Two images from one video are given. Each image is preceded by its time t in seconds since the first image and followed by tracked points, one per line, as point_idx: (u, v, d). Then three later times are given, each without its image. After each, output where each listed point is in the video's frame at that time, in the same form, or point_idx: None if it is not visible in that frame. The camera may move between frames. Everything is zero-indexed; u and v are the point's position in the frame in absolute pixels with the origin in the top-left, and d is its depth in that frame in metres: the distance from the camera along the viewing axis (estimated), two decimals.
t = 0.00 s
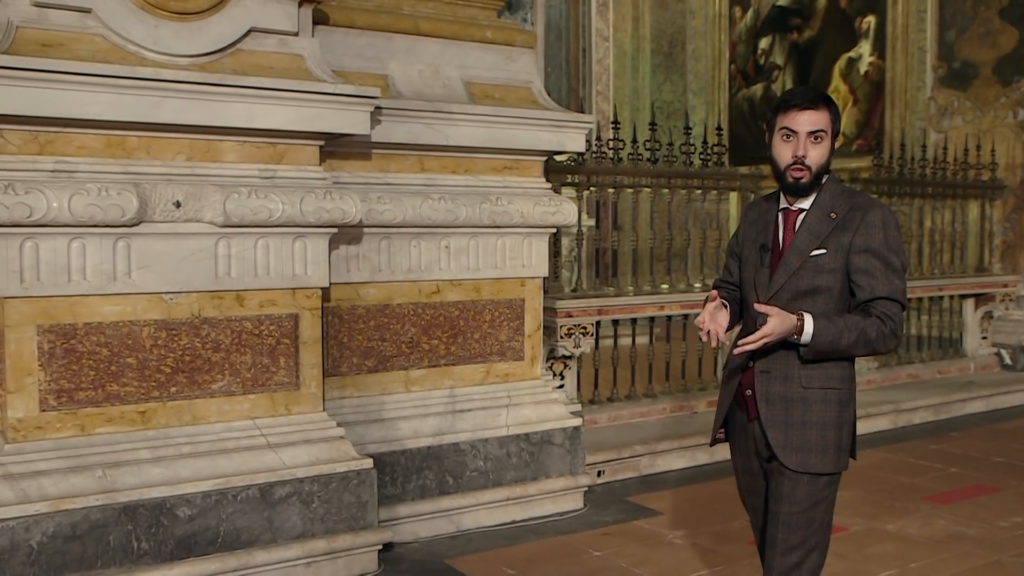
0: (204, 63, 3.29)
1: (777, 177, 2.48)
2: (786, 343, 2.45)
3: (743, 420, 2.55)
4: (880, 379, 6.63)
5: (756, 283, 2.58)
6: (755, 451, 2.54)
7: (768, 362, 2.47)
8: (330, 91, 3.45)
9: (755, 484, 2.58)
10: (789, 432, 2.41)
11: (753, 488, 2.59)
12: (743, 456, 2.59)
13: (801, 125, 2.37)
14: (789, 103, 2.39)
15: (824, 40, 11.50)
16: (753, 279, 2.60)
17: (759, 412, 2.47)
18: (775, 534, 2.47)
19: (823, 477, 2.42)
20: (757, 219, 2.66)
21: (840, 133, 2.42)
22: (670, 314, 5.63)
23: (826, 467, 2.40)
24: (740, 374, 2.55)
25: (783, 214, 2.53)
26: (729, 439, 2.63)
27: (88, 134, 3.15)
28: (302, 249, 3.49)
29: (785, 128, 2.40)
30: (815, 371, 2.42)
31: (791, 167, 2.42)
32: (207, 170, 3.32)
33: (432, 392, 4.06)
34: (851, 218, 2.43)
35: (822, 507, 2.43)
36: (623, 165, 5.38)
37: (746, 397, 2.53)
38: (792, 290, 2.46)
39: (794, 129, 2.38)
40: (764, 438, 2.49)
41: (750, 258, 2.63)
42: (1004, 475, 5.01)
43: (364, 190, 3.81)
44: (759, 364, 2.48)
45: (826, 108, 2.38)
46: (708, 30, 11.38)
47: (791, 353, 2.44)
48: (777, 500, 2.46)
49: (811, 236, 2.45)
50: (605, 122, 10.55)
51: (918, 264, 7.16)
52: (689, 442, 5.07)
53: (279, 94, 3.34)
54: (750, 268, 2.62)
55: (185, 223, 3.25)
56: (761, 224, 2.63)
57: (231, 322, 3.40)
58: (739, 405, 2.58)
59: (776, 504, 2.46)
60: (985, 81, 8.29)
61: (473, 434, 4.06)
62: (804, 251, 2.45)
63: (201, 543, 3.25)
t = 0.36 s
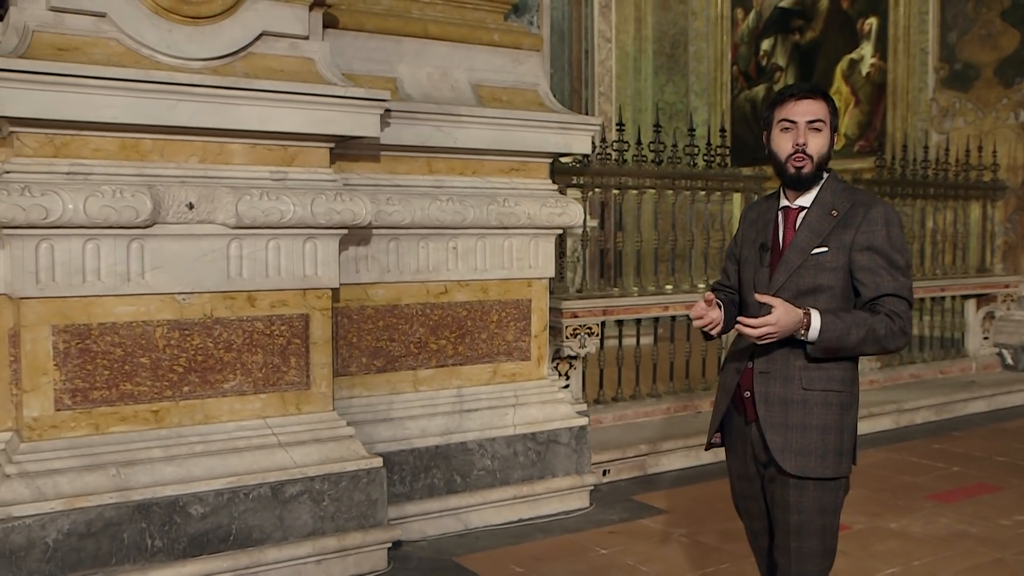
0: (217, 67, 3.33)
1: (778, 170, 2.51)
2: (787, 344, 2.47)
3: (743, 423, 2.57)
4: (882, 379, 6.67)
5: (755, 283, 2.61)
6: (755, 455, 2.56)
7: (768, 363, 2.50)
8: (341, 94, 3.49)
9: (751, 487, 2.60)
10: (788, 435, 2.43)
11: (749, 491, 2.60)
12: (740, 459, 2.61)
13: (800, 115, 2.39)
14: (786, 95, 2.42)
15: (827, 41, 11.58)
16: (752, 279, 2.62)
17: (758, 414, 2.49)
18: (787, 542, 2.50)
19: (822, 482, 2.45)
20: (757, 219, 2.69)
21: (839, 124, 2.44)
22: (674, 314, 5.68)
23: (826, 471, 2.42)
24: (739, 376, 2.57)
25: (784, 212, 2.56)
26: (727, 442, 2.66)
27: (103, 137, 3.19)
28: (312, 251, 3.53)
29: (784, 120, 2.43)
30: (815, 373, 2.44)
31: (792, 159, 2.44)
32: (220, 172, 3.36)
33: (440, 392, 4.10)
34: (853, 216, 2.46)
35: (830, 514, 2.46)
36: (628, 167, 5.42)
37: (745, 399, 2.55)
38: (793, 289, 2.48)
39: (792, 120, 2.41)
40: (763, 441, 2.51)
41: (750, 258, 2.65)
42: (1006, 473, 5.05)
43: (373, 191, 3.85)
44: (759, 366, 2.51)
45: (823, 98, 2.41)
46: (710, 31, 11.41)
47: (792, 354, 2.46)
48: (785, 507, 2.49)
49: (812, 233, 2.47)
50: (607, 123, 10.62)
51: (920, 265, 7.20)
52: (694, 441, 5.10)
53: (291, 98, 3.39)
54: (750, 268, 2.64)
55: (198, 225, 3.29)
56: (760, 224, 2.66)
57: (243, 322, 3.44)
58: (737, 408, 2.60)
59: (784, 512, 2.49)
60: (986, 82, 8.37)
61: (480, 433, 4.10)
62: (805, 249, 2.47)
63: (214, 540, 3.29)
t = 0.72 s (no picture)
0: (232, 70, 3.38)
1: (787, 174, 2.51)
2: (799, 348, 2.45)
3: (752, 427, 2.54)
4: (885, 379, 6.71)
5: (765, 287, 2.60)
6: (763, 459, 2.52)
7: (779, 368, 2.47)
8: (354, 96, 3.53)
9: (747, 489, 2.57)
10: (801, 439, 2.41)
11: (743, 493, 2.57)
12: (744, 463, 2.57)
13: (805, 115, 2.40)
14: (792, 97, 2.44)
15: (830, 43, 11.33)
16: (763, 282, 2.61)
17: (770, 419, 2.46)
18: (799, 544, 2.48)
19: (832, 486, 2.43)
20: (767, 221, 2.68)
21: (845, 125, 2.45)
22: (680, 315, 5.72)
23: (838, 475, 2.41)
24: (750, 380, 2.54)
25: (794, 214, 2.55)
26: (728, 445, 2.61)
27: (120, 139, 3.23)
28: (325, 251, 3.58)
29: (790, 121, 2.44)
30: (828, 378, 2.41)
31: (800, 160, 2.44)
32: (235, 174, 3.40)
33: (450, 391, 4.14)
34: (863, 218, 2.45)
35: (840, 517, 2.45)
36: (634, 168, 5.46)
37: (756, 403, 2.52)
38: (805, 293, 2.47)
39: (798, 121, 2.42)
40: (773, 445, 2.49)
41: (759, 260, 2.64)
42: (1010, 472, 5.09)
43: (385, 192, 3.89)
44: (770, 370, 2.48)
45: (829, 100, 2.42)
46: (713, 34, 11.87)
47: (804, 358, 2.44)
48: (797, 510, 2.47)
49: (822, 236, 2.46)
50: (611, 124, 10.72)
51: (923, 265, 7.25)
52: (700, 440, 5.14)
53: (305, 100, 3.43)
54: (760, 271, 2.64)
55: (213, 225, 3.34)
56: (769, 226, 2.65)
57: (257, 321, 3.49)
58: (747, 411, 2.56)
59: (796, 515, 2.47)
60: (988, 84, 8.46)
61: (490, 432, 4.15)
62: (815, 252, 2.46)
63: (229, 537, 3.34)
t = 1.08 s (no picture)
0: (246, 72, 3.41)
1: (783, 178, 2.42)
2: (801, 349, 2.36)
3: (755, 428, 2.45)
4: (889, 379, 6.74)
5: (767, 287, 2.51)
6: (765, 458, 2.43)
7: (781, 369, 2.37)
8: (367, 98, 3.56)
9: (747, 487, 2.48)
10: (802, 442, 2.32)
11: (743, 491, 2.48)
12: (745, 462, 2.48)
13: (800, 116, 2.32)
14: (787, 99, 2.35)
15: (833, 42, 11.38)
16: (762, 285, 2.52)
17: (771, 422, 2.37)
18: (801, 545, 2.39)
19: (834, 489, 2.33)
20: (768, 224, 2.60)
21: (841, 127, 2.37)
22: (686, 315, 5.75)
23: (839, 478, 2.31)
24: (753, 381, 2.46)
25: (793, 216, 2.47)
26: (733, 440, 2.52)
27: (135, 141, 3.26)
28: (338, 252, 3.61)
29: (785, 123, 2.35)
30: (830, 380, 2.32)
31: (795, 162, 2.35)
32: (249, 176, 3.44)
33: (459, 390, 4.18)
34: (859, 217, 2.36)
35: (843, 520, 2.35)
36: (641, 169, 5.49)
37: (759, 404, 2.43)
38: (804, 293, 2.39)
39: (793, 122, 2.33)
40: (774, 447, 2.39)
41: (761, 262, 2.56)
42: (1015, 472, 5.12)
43: (396, 193, 3.92)
44: (772, 372, 2.39)
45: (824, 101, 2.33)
46: (717, 35, 12.05)
47: (805, 360, 2.35)
48: (798, 512, 2.37)
49: (820, 236, 2.38)
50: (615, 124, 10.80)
51: (927, 266, 7.28)
52: (706, 439, 5.17)
53: (318, 102, 3.46)
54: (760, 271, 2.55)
55: (228, 226, 3.37)
56: (772, 228, 2.56)
57: (271, 321, 3.52)
58: (750, 412, 2.47)
59: (798, 516, 2.38)
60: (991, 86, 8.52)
61: (500, 431, 4.18)
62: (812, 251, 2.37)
63: (244, 535, 3.37)
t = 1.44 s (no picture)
0: (263, 72, 3.43)
1: (762, 185, 2.41)
2: (789, 353, 2.36)
3: (743, 434, 2.43)
4: (895, 378, 6.77)
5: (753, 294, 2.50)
6: (756, 465, 2.42)
7: (771, 375, 2.36)
8: (382, 99, 3.58)
9: (740, 495, 2.46)
10: (796, 447, 2.31)
11: (736, 499, 2.47)
12: (737, 469, 2.46)
13: (775, 124, 2.31)
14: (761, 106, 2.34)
15: (837, 43, 11.55)
16: (748, 290, 2.52)
17: (763, 428, 2.36)
18: (801, 549, 2.39)
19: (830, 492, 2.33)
20: (751, 230, 2.59)
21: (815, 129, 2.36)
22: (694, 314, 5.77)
23: (835, 480, 2.31)
24: (742, 387, 2.45)
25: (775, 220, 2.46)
26: (720, 450, 2.50)
27: (153, 141, 3.29)
28: (353, 251, 3.64)
29: (760, 131, 2.34)
30: (820, 383, 2.32)
31: (774, 170, 2.35)
32: (266, 175, 3.46)
33: (471, 389, 4.20)
34: (842, 219, 2.35)
35: (840, 521, 2.35)
36: (649, 169, 5.51)
37: (749, 411, 2.41)
38: (791, 297, 2.38)
39: (769, 130, 2.32)
40: (766, 453, 2.38)
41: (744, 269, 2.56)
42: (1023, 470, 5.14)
43: (410, 193, 3.95)
44: (761, 378, 2.37)
45: (796, 106, 2.33)
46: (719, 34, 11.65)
47: (794, 364, 2.34)
48: (796, 517, 2.37)
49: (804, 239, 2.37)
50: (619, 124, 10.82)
51: (932, 265, 7.31)
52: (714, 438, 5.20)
53: (334, 103, 3.48)
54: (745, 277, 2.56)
55: (245, 225, 3.39)
56: (755, 234, 2.57)
57: (286, 321, 3.54)
58: (739, 419, 2.46)
59: (795, 521, 2.37)
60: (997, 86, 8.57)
61: (512, 429, 4.20)
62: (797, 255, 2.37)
63: (260, 532, 3.39)
